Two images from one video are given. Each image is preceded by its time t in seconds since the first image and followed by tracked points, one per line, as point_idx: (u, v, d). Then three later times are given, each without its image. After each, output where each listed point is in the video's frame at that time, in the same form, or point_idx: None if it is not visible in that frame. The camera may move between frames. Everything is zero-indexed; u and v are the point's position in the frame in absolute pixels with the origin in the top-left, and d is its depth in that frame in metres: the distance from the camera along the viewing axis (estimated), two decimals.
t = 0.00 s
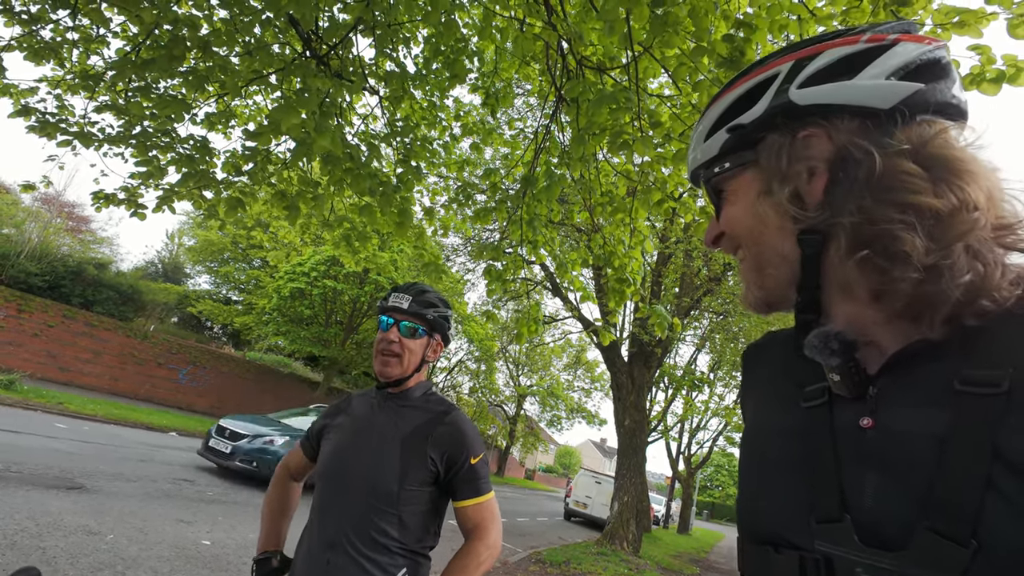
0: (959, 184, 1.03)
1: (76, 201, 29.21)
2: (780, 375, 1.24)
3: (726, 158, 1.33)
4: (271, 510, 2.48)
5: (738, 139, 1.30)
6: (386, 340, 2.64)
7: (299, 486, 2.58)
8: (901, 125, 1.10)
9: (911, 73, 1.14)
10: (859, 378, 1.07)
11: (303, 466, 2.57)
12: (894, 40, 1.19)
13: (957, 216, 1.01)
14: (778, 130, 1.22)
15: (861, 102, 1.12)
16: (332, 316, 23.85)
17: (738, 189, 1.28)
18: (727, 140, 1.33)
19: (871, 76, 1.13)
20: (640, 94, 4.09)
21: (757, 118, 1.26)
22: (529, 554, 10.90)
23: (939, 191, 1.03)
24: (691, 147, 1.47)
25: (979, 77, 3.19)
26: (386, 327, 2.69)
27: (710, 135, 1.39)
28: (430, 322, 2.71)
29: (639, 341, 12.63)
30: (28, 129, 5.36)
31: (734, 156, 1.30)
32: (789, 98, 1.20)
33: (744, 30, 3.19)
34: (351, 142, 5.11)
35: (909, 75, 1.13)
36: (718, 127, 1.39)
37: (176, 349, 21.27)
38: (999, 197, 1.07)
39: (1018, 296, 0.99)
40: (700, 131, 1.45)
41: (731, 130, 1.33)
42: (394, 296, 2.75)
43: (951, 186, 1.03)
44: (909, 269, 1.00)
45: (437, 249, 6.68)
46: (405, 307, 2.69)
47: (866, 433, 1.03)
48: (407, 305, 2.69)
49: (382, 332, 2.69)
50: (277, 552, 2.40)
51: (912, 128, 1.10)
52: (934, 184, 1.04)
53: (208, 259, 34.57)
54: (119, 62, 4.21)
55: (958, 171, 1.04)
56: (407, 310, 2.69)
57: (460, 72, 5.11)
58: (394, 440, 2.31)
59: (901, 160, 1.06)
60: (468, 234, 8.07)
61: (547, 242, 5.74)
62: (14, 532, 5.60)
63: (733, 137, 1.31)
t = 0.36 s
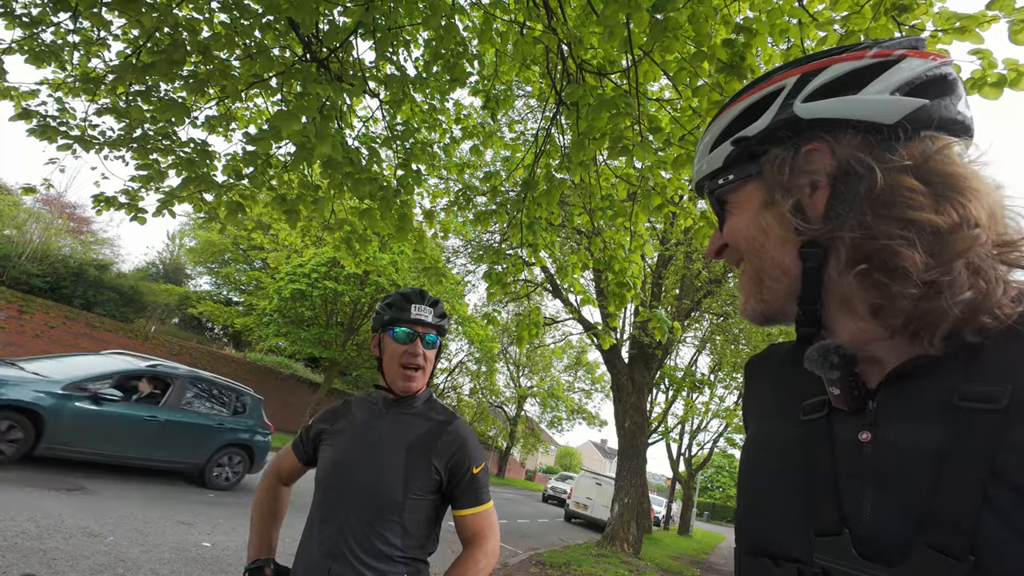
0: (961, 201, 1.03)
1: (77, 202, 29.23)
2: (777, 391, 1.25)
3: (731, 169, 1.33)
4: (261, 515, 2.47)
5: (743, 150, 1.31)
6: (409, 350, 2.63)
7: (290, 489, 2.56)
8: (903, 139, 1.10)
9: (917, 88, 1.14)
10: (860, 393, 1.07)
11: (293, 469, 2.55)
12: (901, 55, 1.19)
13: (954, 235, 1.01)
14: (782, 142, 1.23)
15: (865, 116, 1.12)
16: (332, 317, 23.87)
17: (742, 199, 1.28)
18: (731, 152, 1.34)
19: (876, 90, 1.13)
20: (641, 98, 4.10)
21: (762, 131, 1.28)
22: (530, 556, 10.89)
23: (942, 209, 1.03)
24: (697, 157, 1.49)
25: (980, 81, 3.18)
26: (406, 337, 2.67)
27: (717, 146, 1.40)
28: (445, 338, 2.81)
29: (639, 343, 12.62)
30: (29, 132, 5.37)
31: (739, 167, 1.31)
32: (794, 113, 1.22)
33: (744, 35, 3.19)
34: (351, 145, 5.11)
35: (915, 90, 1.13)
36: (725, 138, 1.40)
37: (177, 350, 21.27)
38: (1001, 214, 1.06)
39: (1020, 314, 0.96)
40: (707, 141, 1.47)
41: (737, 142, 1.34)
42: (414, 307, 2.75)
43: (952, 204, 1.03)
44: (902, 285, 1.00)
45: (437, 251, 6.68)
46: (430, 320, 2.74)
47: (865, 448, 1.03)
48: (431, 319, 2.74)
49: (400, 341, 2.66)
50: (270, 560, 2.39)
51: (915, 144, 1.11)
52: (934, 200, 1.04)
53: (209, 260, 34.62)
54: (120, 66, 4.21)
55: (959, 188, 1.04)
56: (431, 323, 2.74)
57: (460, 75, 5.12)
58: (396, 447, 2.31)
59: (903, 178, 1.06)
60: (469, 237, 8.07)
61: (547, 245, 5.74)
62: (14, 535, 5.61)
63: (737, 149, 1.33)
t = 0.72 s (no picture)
0: (970, 194, 1.02)
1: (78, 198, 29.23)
2: (781, 381, 1.23)
3: (745, 144, 1.32)
4: (262, 513, 2.49)
5: (761, 128, 1.30)
6: (410, 347, 2.63)
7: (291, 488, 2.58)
8: (922, 133, 1.08)
9: (946, 85, 1.10)
10: (866, 385, 1.06)
11: (294, 467, 2.56)
12: (938, 50, 1.14)
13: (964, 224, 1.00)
14: (799, 123, 1.21)
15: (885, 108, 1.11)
16: (334, 314, 23.90)
17: (752, 176, 1.28)
18: (749, 126, 1.32)
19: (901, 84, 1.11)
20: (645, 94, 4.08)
21: (782, 110, 1.26)
22: (530, 553, 10.91)
23: (951, 200, 1.02)
24: (714, 127, 1.47)
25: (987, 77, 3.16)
26: (406, 333, 2.67)
27: (736, 119, 1.38)
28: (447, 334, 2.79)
29: (640, 340, 12.62)
30: (31, 127, 5.35)
31: (754, 143, 1.30)
32: (819, 94, 1.20)
33: (750, 30, 3.18)
34: (353, 141, 5.09)
35: (942, 86, 1.10)
36: (743, 113, 1.37)
37: (178, 347, 21.28)
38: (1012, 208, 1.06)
39: None
40: (726, 113, 1.44)
41: (755, 118, 1.32)
42: (415, 303, 2.75)
43: (963, 196, 1.02)
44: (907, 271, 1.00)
45: (439, 248, 6.68)
46: (430, 316, 2.73)
47: (870, 441, 1.03)
48: (432, 315, 2.73)
49: (400, 337, 2.66)
50: (270, 558, 2.38)
51: (933, 137, 1.09)
52: (947, 190, 1.03)
53: (211, 257, 34.64)
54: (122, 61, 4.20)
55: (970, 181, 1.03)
56: (432, 319, 2.73)
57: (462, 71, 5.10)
58: (397, 443, 2.31)
59: (917, 166, 1.05)
60: (470, 234, 8.06)
61: (549, 241, 5.73)
62: (17, 530, 5.61)
63: (755, 125, 1.31)
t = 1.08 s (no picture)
0: (959, 192, 1.03)
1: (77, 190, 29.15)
2: (770, 391, 1.25)
3: (724, 151, 1.32)
4: (262, 508, 2.50)
5: (742, 133, 1.29)
6: (398, 341, 2.65)
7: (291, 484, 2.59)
8: (905, 129, 1.08)
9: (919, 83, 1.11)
10: (854, 394, 1.06)
11: (295, 464, 2.57)
12: (910, 49, 1.15)
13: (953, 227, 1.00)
14: (777, 126, 1.22)
15: (862, 105, 1.11)
16: (334, 306, 23.93)
17: (733, 182, 1.28)
18: (730, 132, 1.31)
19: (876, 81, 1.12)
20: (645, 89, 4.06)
21: (762, 115, 1.26)
22: (529, 545, 10.96)
23: (944, 198, 1.03)
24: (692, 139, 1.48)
25: (992, 72, 3.13)
26: (396, 328, 2.69)
27: (712, 129, 1.38)
28: (439, 324, 2.76)
29: (640, 334, 12.63)
30: (30, 120, 5.33)
31: (733, 150, 1.30)
32: (796, 98, 1.20)
33: (752, 25, 3.15)
34: (353, 135, 5.06)
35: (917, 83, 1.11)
36: (721, 120, 1.37)
37: (179, 339, 21.29)
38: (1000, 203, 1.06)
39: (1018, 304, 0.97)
40: (703, 124, 1.44)
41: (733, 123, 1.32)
42: (403, 298, 2.76)
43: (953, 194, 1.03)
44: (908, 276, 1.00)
45: (439, 242, 6.66)
46: (417, 310, 2.72)
47: (861, 450, 1.02)
48: (419, 309, 2.73)
49: (391, 332, 2.69)
50: (269, 554, 2.40)
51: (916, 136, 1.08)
52: (937, 189, 1.03)
53: (211, 249, 34.62)
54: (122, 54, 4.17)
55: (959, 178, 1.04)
56: (419, 312, 2.72)
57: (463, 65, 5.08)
58: (396, 441, 2.30)
59: (905, 166, 1.05)
60: (471, 228, 8.06)
61: (549, 236, 5.71)
62: (18, 523, 5.63)
63: (736, 131, 1.30)
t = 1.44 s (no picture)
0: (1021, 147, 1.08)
1: (73, 179, 28.95)
2: (779, 371, 1.28)
3: (811, 86, 1.30)
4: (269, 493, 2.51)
5: (840, 73, 1.27)
6: (373, 331, 2.67)
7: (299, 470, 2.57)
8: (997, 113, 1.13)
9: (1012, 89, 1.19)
10: (865, 368, 1.11)
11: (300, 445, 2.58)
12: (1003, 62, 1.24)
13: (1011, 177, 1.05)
14: (887, 76, 1.22)
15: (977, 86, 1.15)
16: (332, 296, 23.89)
17: (814, 117, 1.27)
18: (827, 68, 1.30)
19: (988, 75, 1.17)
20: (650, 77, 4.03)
21: (871, 61, 1.26)
22: (528, 534, 11.04)
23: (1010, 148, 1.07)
24: (767, 72, 1.45)
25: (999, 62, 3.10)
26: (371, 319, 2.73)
27: (803, 65, 1.36)
28: (404, 294, 2.67)
29: (639, 325, 12.65)
30: (25, 108, 5.27)
31: (824, 86, 1.28)
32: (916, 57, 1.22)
33: (758, 12, 3.12)
34: (352, 123, 5.02)
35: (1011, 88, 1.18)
36: (815, 60, 1.35)
37: (177, 329, 21.27)
38: None
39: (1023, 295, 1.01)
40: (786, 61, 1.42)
41: (833, 64, 1.30)
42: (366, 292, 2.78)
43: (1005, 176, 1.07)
44: (996, 232, 1.03)
45: (439, 232, 6.63)
46: (374, 294, 2.71)
47: (870, 426, 1.05)
48: (375, 292, 2.71)
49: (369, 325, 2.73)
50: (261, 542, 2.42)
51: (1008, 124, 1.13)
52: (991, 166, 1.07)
53: (208, 239, 34.50)
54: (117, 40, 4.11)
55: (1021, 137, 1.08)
56: (379, 295, 2.69)
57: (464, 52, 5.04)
58: (402, 424, 2.30)
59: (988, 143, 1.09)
60: (470, 217, 8.02)
61: (550, 226, 5.69)
62: (20, 511, 5.64)
63: (833, 68, 1.29)
